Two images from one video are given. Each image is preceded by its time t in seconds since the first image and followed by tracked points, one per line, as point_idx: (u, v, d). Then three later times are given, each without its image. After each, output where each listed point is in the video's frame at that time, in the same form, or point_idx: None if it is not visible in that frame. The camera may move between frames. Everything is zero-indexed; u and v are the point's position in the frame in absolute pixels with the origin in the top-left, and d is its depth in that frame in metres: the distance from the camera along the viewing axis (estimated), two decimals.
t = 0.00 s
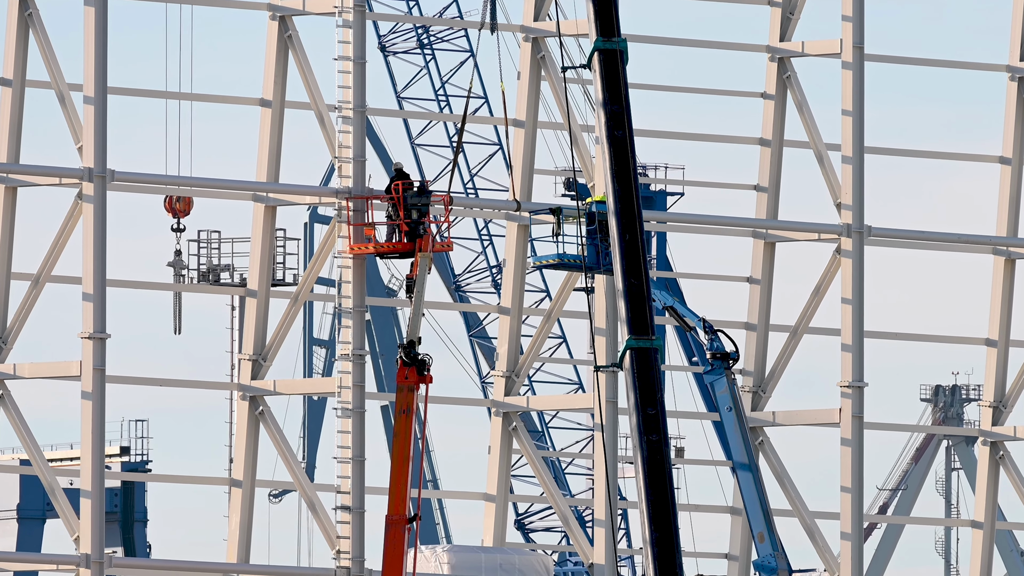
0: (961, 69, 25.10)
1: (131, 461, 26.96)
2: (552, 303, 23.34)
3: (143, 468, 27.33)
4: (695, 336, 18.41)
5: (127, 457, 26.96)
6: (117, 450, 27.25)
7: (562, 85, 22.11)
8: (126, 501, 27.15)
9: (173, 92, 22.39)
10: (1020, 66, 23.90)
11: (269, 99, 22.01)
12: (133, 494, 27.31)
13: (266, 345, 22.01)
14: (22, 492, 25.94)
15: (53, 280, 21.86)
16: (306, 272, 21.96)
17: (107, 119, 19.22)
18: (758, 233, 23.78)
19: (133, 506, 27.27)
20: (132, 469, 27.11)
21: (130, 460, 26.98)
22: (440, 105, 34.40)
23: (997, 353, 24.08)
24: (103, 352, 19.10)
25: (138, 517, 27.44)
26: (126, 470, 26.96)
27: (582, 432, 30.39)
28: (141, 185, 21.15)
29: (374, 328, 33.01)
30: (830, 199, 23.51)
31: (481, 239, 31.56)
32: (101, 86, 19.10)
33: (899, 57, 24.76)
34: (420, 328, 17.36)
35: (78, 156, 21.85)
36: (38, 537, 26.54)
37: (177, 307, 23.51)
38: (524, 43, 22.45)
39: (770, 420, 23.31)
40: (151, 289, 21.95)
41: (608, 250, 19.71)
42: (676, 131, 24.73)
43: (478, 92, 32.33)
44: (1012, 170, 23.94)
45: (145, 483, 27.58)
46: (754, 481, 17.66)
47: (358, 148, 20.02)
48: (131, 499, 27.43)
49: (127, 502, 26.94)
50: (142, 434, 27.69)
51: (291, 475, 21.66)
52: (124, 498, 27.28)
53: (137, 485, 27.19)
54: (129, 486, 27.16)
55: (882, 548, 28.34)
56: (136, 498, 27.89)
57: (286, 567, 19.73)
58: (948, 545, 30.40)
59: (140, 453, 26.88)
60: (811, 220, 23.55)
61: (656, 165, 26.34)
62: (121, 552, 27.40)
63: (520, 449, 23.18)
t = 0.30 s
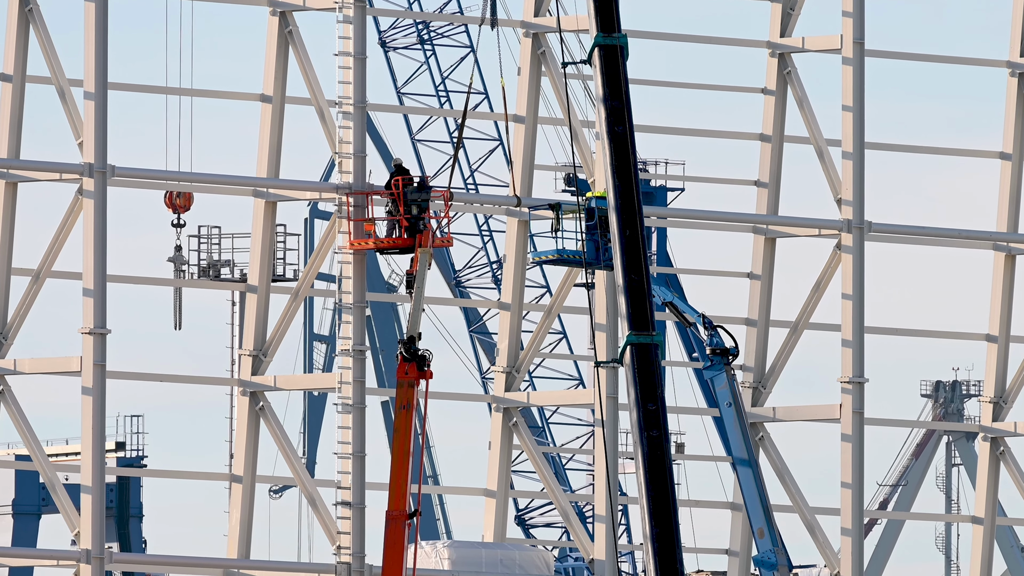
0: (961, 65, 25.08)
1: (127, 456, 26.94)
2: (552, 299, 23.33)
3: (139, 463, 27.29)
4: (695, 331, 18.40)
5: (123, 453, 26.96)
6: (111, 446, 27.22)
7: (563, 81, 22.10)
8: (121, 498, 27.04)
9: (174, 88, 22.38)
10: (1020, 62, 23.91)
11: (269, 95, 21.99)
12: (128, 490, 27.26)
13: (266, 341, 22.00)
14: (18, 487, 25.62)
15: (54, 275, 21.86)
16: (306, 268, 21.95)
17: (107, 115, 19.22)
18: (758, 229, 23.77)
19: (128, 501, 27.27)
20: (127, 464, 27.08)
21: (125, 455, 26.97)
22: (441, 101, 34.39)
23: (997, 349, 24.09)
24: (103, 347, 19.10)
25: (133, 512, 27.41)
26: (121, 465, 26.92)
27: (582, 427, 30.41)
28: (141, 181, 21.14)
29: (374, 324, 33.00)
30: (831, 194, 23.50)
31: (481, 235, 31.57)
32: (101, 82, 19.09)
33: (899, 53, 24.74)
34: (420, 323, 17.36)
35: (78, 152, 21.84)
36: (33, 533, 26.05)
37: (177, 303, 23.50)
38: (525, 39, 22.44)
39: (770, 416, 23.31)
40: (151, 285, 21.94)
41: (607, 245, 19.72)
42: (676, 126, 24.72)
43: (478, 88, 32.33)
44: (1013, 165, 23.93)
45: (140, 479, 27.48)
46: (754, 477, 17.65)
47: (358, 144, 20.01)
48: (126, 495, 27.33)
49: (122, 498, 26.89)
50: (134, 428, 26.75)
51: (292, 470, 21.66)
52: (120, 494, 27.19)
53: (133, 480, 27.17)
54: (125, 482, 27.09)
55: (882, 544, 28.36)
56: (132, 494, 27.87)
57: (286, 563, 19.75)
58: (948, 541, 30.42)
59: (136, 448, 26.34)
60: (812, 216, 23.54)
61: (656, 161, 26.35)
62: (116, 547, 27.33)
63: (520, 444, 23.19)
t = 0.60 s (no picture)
0: (962, 60, 25.08)
1: (122, 452, 26.99)
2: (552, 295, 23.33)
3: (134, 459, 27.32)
4: (694, 327, 18.39)
5: (117, 449, 27.00)
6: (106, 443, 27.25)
7: (563, 76, 22.09)
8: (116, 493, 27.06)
9: (174, 83, 22.37)
10: (1020, 57, 23.89)
11: (269, 90, 21.98)
12: (124, 486, 27.25)
13: (266, 336, 22.01)
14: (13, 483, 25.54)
15: (54, 271, 21.86)
16: (306, 264, 21.95)
17: (108, 110, 19.21)
18: (758, 224, 23.77)
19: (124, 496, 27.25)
20: (122, 460, 27.10)
21: (120, 451, 27.03)
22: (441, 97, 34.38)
23: (997, 344, 24.10)
24: (103, 342, 19.10)
25: (129, 508, 27.41)
26: (117, 461, 26.96)
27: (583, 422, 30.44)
28: (141, 176, 21.14)
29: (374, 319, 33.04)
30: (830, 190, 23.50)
31: (481, 230, 31.59)
32: (101, 77, 19.07)
33: (900, 48, 24.72)
34: (420, 319, 17.35)
35: (78, 147, 21.83)
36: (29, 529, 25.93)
37: (178, 298, 23.50)
38: (525, 34, 22.43)
39: (770, 411, 23.30)
40: (151, 280, 21.94)
41: (607, 241, 19.72)
42: (676, 122, 24.71)
43: (478, 84, 32.30)
44: (1013, 161, 23.92)
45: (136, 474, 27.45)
46: (754, 472, 17.66)
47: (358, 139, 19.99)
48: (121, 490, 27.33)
49: (117, 494, 26.93)
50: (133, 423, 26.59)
51: (292, 465, 21.68)
52: (114, 490, 27.19)
53: (128, 476, 27.19)
54: (120, 478, 27.10)
55: (882, 539, 28.37)
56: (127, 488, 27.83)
57: (286, 558, 19.77)
58: (948, 536, 30.43)
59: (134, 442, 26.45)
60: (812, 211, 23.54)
61: (656, 156, 26.35)
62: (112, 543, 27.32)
63: (520, 440, 23.19)
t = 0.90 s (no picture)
0: (962, 56, 25.06)
1: (116, 448, 26.94)
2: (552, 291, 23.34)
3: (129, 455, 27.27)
4: (694, 323, 18.40)
5: (112, 445, 26.95)
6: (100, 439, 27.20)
7: (563, 72, 22.07)
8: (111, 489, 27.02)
9: (174, 80, 22.37)
10: (1020, 54, 23.88)
11: (269, 87, 21.97)
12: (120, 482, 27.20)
13: (267, 332, 22.02)
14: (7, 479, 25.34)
15: (54, 267, 21.85)
16: (306, 260, 21.94)
17: (108, 106, 19.20)
18: (759, 221, 23.77)
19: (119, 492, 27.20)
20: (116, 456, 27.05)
21: (115, 447, 26.98)
22: (441, 94, 34.38)
23: (997, 340, 24.10)
24: (103, 338, 19.09)
25: (124, 504, 27.35)
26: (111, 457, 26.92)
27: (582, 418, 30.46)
28: (141, 172, 21.13)
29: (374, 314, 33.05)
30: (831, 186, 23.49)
31: (481, 226, 31.60)
32: (101, 73, 19.06)
33: (900, 44, 24.71)
34: (420, 315, 17.35)
35: (79, 143, 21.83)
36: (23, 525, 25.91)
37: (178, 294, 23.50)
38: (525, 30, 22.42)
39: (770, 407, 23.30)
40: (151, 276, 21.94)
41: (607, 237, 19.72)
42: (676, 118, 24.70)
43: (479, 80, 32.29)
44: (1013, 157, 23.91)
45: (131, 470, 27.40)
46: (754, 468, 17.67)
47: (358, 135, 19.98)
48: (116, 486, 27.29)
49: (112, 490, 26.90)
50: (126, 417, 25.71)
51: (292, 462, 21.68)
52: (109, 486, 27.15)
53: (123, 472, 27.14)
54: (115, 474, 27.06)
55: (882, 536, 28.39)
56: (125, 484, 27.80)
57: (286, 554, 19.78)
58: (948, 532, 30.43)
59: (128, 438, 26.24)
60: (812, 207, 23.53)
61: (656, 152, 26.35)
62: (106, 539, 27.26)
63: (520, 436, 23.20)
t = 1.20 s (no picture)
0: (962, 55, 25.06)
1: (111, 446, 26.95)
2: (552, 289, 23.34)
3: (124, 454, 27.27)
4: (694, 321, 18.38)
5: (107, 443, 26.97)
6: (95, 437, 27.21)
7: (563, 71, 22.08)
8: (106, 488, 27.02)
9: (174, 78, 22.36)
10: (1020, 52, 23.88)
11: (269, 85, 21.97)
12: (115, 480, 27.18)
13: (266, 331, 22.02)
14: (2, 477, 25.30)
15: (54, 265, 21.84)
16: (306, 258, 21.93)
17: (108, 104, 19.19)
18: (759, 219, 23.77)
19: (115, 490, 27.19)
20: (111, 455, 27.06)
21: (110, 445, 26.99)
22: (441, 92, 34.38)
23: (997, 339, 24.09)
24: (103, 337, 19.09)
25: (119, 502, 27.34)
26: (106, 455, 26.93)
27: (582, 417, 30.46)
28: (141, 170, 21.13)
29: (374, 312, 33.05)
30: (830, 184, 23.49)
31: (481, 225, 31.61)
32: (101, 72, 19.05)
33: (900, 43, 24.70)
34: (419, 313, 17.34)
35: (78, 141, 21.82)
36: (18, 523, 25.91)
37: (178, 292, 23.50)
38: (525, 29, 22.42)
39: (770, 405, 23.30)
40: (151, 275, 21.94)
41: (607, 235, 19.72)
42: (676, 116, 24.69)
43: (479, 78, 32.28)
44: (1013, 155, 23.90)
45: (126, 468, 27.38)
46: (754, 466, 17.66)
47: (358, 133, 19.99)
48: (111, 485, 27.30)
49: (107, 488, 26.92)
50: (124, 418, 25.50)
51: (292, 460, 21.68)
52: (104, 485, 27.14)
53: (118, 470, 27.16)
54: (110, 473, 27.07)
55: (882, 534, 28.40)
56: (120, 483, 27.76)
57: (286, 553, 19.78)
58: (948, 531, 30.44)
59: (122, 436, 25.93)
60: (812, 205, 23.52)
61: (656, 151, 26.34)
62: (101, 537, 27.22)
63: (520, 435, 23.19)
